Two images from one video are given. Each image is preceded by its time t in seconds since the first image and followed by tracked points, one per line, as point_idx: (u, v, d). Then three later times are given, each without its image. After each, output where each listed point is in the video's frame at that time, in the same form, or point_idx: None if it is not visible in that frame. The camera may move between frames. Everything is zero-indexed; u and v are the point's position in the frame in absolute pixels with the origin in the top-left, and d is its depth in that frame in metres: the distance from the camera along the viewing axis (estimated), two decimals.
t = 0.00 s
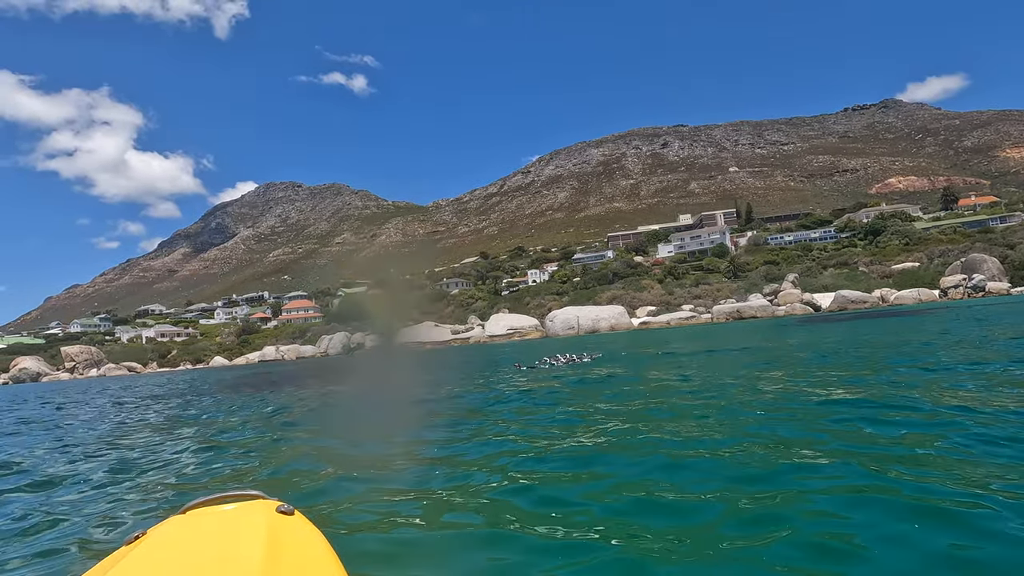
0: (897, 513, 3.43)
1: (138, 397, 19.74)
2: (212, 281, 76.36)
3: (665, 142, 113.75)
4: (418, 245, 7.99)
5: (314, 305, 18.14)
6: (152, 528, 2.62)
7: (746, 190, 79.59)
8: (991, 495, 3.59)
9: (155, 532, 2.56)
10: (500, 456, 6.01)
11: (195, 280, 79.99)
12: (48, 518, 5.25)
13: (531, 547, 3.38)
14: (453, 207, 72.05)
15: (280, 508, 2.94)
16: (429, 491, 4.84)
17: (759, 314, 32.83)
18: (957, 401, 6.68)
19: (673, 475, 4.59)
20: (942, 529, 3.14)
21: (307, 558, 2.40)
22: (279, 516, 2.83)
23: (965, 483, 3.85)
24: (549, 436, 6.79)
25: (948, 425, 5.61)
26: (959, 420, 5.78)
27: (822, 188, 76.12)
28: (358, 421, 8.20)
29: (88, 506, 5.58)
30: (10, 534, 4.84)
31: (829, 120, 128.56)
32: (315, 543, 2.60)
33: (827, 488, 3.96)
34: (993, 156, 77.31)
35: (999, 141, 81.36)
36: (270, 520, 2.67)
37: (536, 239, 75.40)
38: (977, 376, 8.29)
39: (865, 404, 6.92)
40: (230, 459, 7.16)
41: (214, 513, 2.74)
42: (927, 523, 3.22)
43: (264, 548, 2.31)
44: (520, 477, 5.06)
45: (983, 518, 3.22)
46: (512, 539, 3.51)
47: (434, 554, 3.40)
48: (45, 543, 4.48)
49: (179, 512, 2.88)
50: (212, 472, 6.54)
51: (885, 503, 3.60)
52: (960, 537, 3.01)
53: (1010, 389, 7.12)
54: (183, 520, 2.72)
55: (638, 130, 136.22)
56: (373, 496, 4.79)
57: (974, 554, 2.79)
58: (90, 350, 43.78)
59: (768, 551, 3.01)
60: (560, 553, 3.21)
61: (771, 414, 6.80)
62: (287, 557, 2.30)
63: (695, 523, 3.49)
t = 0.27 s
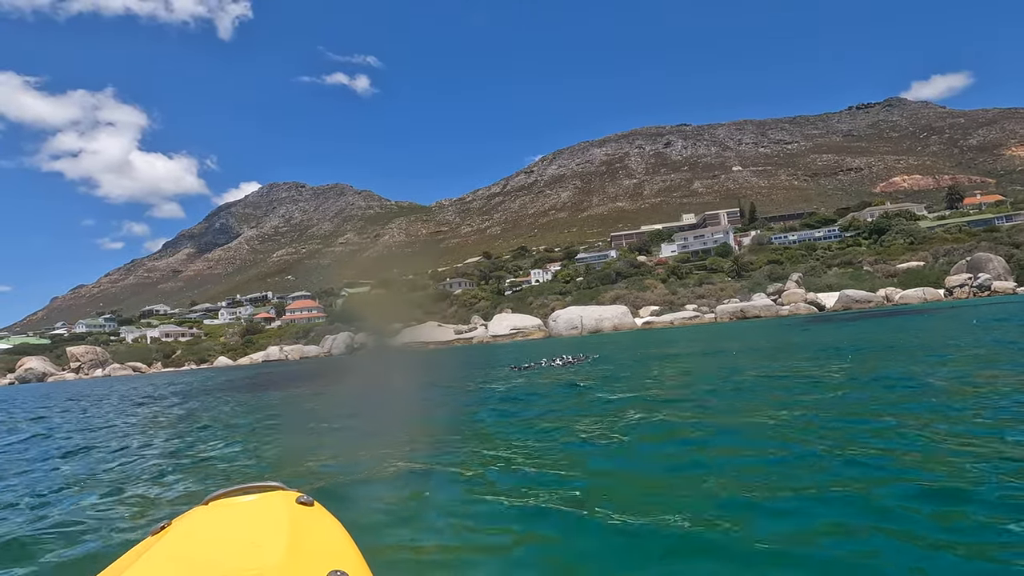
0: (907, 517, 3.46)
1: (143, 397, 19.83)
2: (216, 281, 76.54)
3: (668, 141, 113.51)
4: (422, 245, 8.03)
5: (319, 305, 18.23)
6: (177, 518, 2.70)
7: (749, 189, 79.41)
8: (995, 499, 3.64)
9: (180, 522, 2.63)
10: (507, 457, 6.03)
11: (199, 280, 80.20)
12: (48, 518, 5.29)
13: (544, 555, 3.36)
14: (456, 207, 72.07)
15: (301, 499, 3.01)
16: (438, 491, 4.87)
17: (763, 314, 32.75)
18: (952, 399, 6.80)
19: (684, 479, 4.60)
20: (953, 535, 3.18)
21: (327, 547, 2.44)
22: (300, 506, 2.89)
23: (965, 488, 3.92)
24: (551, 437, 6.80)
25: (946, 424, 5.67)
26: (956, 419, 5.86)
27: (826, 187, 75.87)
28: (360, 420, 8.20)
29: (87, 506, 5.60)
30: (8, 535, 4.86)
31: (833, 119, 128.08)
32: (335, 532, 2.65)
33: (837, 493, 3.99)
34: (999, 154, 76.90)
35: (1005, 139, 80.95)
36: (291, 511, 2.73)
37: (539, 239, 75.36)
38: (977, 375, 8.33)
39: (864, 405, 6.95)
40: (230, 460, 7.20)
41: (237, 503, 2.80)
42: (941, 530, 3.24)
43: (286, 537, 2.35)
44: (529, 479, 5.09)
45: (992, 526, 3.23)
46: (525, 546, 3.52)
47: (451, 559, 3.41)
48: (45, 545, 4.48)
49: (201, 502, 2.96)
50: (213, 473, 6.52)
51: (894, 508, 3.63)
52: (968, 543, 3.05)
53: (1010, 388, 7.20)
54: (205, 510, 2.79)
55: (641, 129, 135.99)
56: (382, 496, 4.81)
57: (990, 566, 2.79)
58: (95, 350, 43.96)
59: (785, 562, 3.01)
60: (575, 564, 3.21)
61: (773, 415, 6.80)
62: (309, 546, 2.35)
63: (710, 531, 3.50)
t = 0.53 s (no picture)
0: (927, 515, 3.42)
1: (147, 397, 19.90)
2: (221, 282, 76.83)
3: (672, 142, 113.35)
4: (426, 246, 8.05)
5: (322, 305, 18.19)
6: (203, 512, 2.71)
7: (753, 190, 79.22)
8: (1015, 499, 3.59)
9: (206, 516, 2.64)
10: (510, 457, 6.03)
11: (204, 281, 80.54)
12: (50, 519, 5.27)
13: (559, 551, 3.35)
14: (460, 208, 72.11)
15: (322, 494, 3.00)
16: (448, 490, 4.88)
17: (767, 315, 32.64)
18: (957, 400, 6.82)
19: (696, 477, 4.59)
20: (973, 533, 3.14)
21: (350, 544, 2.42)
22: (321, 501, 2.88)
23: (980, 486, 3.90)
24: (555, 437, 6.80)
25: (952, 424, 5.68)
26: (959, 419, 5.88)
27: (830, 188, 75.62)
28: (363, 421, 8.19)
29: (89, 507, 5.58)
30: (10, 535, 4.84)
31: (838, 120, 127.72)
32: (357, 528, 2.64)
33: (852, 492, 3.96)
34: (1004, 155, 76.53)
35: (1010, 140, 80.58)
36: (313, 505, 2.73)
37: (542, 240, 75.37)
38: (982, 377, 8.34)
39: (869, 406, 6.95)
40: (232, 460, 7.19)
41: (259, 498, 2.80)
42: (960, 528, 3.21)
43: (308, 533, 2.33)
44: (538, 477, 5.09)
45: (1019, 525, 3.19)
46: (538, 544, 3.51)
47: (466, 555, 3.39)
48: (47, 545, 4.48)
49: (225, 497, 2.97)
50: (214, 474, 6.50)
51: (912, 507, 3.60)
52: (989, 541, 3.02)
53: (1016, 390, 7.19)
54: (229, 504, 2.80)
55: (644, 130, 135.89)
56: (391, 495, 4.80)
57: (1013, 560, 2.76)
58: (100, 350, 44.18)
59: (804, 560, 2.98)
60: (592, 561, 3.20)
61: (778, 417, 6.79)
62: (333, 543, 2.33)
63: (726, 529, 3.49)
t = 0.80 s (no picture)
0: (939, 519, 3.42)
1: (150, 398, 19.98)
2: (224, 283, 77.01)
3: (674, 144, 113.29)
4: (429, 249, 8.10)
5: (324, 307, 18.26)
6: (222, 513, 2.74)
7: (756, 193, 79.14)
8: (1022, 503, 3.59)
9: (225, 516, 2.69)
10: (513, 458, 6.02)
11: (206, 282, 80.67)
12: (52, 520, 5.26)
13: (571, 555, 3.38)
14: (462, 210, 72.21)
15: (340, 496, 3.01)
16: (456, 493, 4.90)
17: (770, 317, 32.59)
18: (959, 403, 6.85)
19: (705, 482, 4.59)
20: (988, 536, 3.15)
21: (371, 547, 2.42)
22: (339, 503, 2.89)
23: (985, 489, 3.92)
24: (556, 440, 6.80)
25: (952, 427, 5.73)
26: (960, 421, 5.92)
27: (833, 190, 75.49)
28: (365, 424, 8.21)
29: (89, 509, 5.56)
30: (11, 538, 4.82)
31: (841, 122, 127.46)
32: (373, 530, 2.65)
33: (864, 497, 3.95)
34: (1008, 158, 76.31)
35: (1014, 142, 80.35)
36: (330, 507, 2.74)
37: (545, 242, 75.43)
38: (983, 379, 8.40)
39: (871, 409, 6.98)
40: (235, 462, 7.23)
41: (277, 500, 2.81)
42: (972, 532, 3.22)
43: (328, 535, 2.35)
44: (546, 480, 5.11)
45: None
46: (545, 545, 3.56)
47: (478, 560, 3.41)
48: (49, 547, 4.46)
49: (244, 497, 2.99)
50: (215, 477, 6.47)
51: (924, 510, 3.60)
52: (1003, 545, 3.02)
53: (1017, 393, 7.23)
54: (248, 505, 2.81)
55: (647, 133, 135.86)
56: (394, 498, 4.83)
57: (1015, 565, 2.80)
58: (104, 351, 44.36)
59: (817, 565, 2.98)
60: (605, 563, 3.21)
61: (778, 418, 6.85)
62: (351, 546, 2.32)
63: (737, 534, 3.49)
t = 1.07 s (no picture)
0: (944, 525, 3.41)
1: (152, 400, 20.05)
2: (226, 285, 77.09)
3: (676, 146, 113.27)
4: (430, 251, 8.08)
5: (325, 310, 18.25)
6: (225, 524, 2.70)
7: (758, 195, 79.09)
8: None
9: (227, 527, 2.66)
10: (513, 461, 6.00)
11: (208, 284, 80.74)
12: (47, 526, 5.16)
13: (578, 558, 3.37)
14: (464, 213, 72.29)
15: (341, 506, 2.96)
16: (460, 494, 4.90)
17: (772, 320, 32.53)
18: (963, 406, 6.83)
19: (707, 484, 4.58)
20: (992, 541, 3.15)
21: (375, 559, 2.39)
22: (341, 514, 2.85)
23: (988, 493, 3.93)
24: (557, 441, 6.81)
25: (955, 430, 5.72)
26: (962, 424, 5.91)
27: (835, 192, 75.42)
28: (366, 425, 8.20)
29: (86, 514, 5.47)
30: (6, 543, 4.73)
31: (843, 125, 127.33)
32: (376, 541, 2.61)
33: (868, 501, 3.94)
34: (1011, 160, 76.18)
35: (1016, 145, 80.20)
36: (332, 519, 2.70)
37: (547, 244, 75.46)
38: (987, 382, 8.37)
39: (875, 411, 6.95)
40: (235, 464, 7.21)
41: (279, 511, 2.78)
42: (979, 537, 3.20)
43: (330, 545, 2.34)
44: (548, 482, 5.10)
45: None
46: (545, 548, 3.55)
47: (484, 562, 3.41)
48: (46, 553, 4.38)
49: (246, 507, 2.96)
50: (213, 480, 6.41)
51: (928, 515, 3.59)
52: (1012, 551, 3.00)
53: (1020, 395, 7.23)
54: (250, 514, 2.80)
55: (648, 135, 135.85)
56: (395, 499, 4.83)
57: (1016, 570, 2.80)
58: (106, 353, 44.46)
59: (824, 570, 2.96)
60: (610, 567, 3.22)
61: (781, 420, 6.82)
62: (354, 557, 2.30)
63: (741, 538, 3.48)
